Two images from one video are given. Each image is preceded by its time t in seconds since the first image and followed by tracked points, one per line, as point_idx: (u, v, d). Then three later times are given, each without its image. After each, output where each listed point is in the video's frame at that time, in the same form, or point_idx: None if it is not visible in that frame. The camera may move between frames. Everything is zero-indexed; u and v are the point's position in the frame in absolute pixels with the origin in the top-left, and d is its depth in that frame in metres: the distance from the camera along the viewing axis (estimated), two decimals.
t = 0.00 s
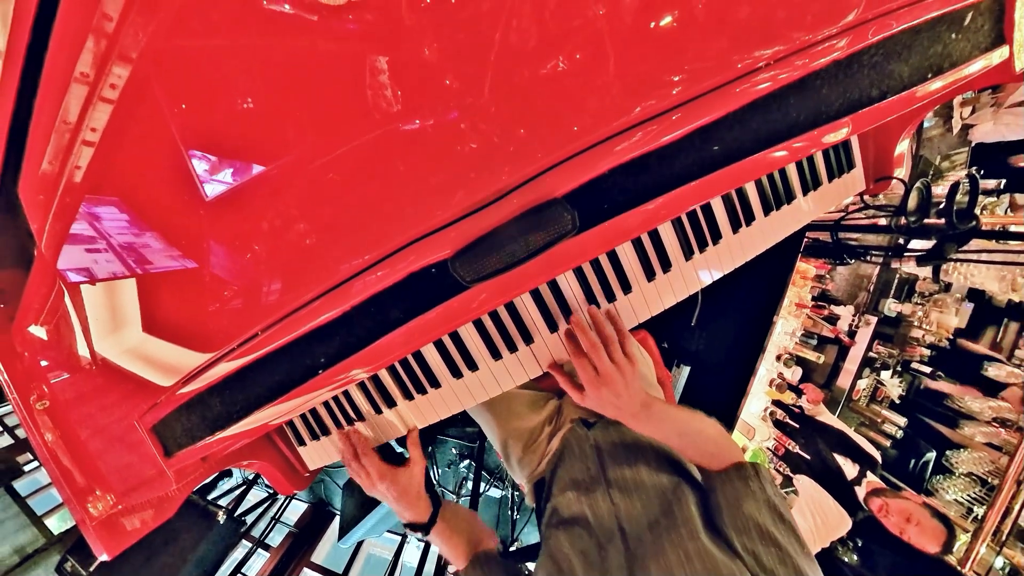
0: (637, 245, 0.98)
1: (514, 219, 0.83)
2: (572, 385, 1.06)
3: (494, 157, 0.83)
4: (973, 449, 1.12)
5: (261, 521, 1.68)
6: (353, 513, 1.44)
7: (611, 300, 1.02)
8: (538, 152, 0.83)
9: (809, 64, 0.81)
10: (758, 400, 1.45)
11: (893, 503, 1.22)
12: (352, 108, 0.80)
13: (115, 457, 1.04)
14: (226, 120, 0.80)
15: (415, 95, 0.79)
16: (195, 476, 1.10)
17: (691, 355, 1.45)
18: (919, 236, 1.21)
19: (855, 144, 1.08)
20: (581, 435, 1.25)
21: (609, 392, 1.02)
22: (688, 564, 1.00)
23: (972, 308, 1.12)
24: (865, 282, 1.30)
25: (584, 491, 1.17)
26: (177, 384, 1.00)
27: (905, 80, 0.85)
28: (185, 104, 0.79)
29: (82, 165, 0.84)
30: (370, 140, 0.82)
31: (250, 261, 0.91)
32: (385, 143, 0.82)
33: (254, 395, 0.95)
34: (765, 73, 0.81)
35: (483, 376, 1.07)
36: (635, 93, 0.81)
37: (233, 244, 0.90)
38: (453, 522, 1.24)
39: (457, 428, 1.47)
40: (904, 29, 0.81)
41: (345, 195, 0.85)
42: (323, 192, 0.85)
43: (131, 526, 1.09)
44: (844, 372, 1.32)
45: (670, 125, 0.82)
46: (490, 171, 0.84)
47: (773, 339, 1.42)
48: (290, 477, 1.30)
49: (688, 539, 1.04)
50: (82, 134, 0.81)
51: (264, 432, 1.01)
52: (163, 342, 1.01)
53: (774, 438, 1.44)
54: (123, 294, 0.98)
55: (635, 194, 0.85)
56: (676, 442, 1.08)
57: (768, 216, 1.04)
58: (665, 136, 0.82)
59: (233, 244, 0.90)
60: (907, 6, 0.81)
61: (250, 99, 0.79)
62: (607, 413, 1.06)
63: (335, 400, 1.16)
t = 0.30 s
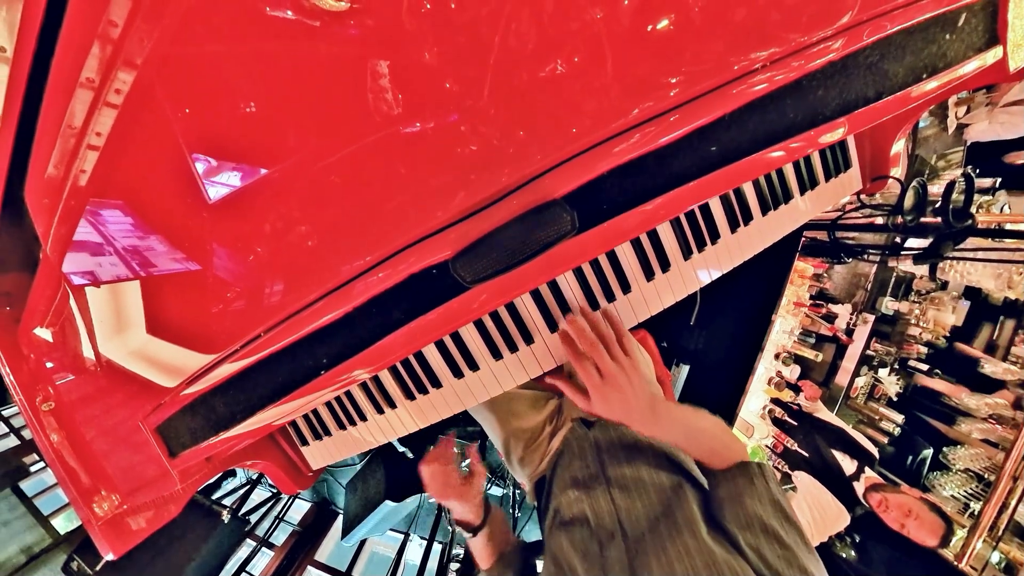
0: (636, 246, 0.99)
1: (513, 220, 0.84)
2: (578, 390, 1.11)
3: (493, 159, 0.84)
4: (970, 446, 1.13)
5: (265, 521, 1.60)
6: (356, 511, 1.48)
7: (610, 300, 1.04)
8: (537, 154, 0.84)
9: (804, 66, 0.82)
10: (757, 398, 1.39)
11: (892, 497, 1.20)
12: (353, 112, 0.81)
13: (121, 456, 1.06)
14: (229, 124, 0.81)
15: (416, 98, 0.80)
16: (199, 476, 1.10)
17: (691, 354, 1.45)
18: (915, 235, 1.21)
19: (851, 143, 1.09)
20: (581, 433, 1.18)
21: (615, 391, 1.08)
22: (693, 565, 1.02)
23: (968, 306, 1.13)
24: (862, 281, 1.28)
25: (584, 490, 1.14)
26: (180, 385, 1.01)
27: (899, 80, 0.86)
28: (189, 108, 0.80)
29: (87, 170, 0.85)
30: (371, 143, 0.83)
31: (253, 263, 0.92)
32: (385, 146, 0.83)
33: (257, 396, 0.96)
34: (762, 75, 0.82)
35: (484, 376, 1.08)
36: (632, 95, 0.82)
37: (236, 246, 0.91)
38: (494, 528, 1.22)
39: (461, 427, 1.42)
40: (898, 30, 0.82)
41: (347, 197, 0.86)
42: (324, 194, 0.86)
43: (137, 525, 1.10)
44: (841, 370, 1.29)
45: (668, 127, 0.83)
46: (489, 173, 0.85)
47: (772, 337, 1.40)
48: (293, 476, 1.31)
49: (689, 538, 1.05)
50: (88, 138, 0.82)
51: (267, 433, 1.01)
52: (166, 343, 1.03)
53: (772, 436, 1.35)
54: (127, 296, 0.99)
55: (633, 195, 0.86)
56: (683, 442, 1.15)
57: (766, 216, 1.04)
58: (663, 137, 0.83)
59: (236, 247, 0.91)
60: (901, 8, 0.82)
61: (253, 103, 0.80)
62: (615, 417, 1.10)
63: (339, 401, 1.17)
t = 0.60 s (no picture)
0: (636, 246, 0.99)
1: (512, 222, 0.84)
2: (574, 373, 1.05)
3: (493, 161, 0.85)
4: (971, 440, 1.12)
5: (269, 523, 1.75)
6: (361, 514, 1.50)
7: (611, 299, 1.04)
8: (536, 156, 0.85)
9: (800, 65, 0.82)
10: (758, 396, 1.55)
11: (893, 492, 1.20)
12: (353, 116, 0.82)
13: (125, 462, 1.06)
14: (231, 130, 0.82)
15: (415, 102, 0.81)
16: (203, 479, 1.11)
17: (694, 353, 1.58)
18: (913, 231, 1.24)
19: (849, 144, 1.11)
20: (586, 437, 1.28)
21: (608, 372, 1.02)
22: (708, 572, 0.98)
23: (967, 301, 1.14)
24: (862, 277, 1.35)
25: (592, 499, 1.17)
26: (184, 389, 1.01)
27: (896, 77, 0.86)
28: (192, 115, 0.81)
29: (92, 176, 0.85)
30: (372, 147, 0.84)
31: (255, 267, 0.93)
32: (386, 150, 0.84)
33: (259, 399, 0.96)
34: (758, 74, 0.82)
35: (486, 377, 1.08)
36: (630, 96, 0.82)
37: (239, 251, 0.92)
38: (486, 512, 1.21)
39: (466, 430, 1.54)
40: (893, 28, 0.83)
41: (348, 202, 0.87)
42: (326, 198, 0.87)
43: (142, 529, 1.12)
44: (841, 366, 1.38)
45: (665, 127, 0.83)
46: (489, 175, 0.85)
47: (772, 334, 1.51)
48: (297, 479, 1.32)
49: (701, 543, 1.03)
50: (92, 145, 0.82)
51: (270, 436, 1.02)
52: (170, 347, 1.05)
53: (773, 432, 1.51)
54: (130, 301, 1.00)
55: (632, 195, 0.86)
56: (685, 436, 1.08)
57: (764, 214, 1.05)
58: (661, 137, 0.83)
59: (239, 250, 0.92)
60: (896, 5, 0.82)
61: (255, 109, 0.81)
62: (611, 400, 1.04)
63: (342, 404, 1.17)
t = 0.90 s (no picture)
0: (637, 239, 0.99)
1: (511, 228, 0.84)
2: (589, 379, 1.05)
3: (487, 169, 0.85)
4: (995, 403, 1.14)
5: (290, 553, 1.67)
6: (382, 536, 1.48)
7: (616, 295, 1.03)
8: (529, 160, 0.84)
9: (786, 40, 0.82)
10: (774, 379, 1.45)
11: (918, 462, 1.21)
12: (346, 139, 0.83)
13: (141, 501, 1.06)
14: (228, 162, 0.83)
15: (406, 120, 0.82)
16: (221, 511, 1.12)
17: (703, 342, 1.47)
18: (919, 197, 1.24)
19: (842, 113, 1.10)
20: (610, 441, 1.27)
21: (626, 378, 1.03)
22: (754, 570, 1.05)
23: (981, 263, 1.16)
24: (868, 249, 1.35)
25: (627, 507, 1.21)
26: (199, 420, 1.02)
27: (887, 42, 0.85)
28: (194, 153, 0.83)
29: (101, 220, 0.87)
30: (367, 168, 0.84)
31: (261, 294, 0.93)
32: (381, 168, 0.84)
33: (273, 427, 0.96)
34: (744, 55, 0.82)
35: (499, 385, 1.07)
36: (617, 92, 0.82)
37: (244, 281, 0.92)
38: (495, 526, 1.23)
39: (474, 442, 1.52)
40: None
41: (347, 223, 0.87)
42: (325, 221, 0.87)
43: (161, 569, 1.07)
44: (858, 341, 1.36)
45: (654, 119, 0.82)
46: (485, 184, 0.85)
47: (784, 315, 1.44)
48: (316, 505, 1.32)
49: (741, 541, 1.10)
50: (101, 190, 0.84)
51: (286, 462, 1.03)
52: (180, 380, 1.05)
53: (793, 415, 1.42)
54: (141, 338, 1.02)
55: (629, 190, 0.85)
56: (711, 433, 1.11)
57: (764, 195, 1.04)
58: (651, 130, 0.83)
59: (243, 280, 0.92)
60: None
61: (253, 141, 0.82)
62: (628, 405, 1.06)
63: (356, 425, 1.17)
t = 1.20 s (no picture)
0: (636, 230, 0.98)
1: (512, 235, 0.84)
2: (575, 357, 1.02)
3: (479, 183, 0.85)
4: None
5: None
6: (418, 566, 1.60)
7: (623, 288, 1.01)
8: (519, 167, 0.84)
9: (760, 10, 0.82)
10: (795, 352, 1.59)
11: (949, 419, 1.32)
12: (340, 171, 0.84)
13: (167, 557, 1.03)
14: (230, 205, 0.85)
15: (395, 145, 0.83)
16: (248, 560, 1.11)
17: (718, 324, 1.57)
18: (919, 145, 1.34)
19: (830, 74, 1.08)
20: (638, 438, 1.29)
21: (612, 353, 0.98)
22: (806, 556, 1.04)
23: (991, 204, 1.23)
24: (874, 207, 1.44)
25: (666, 504, 1.21)
26: (219, 466, 1.03)
27: None
28: (199, 203, 0.85)
29: (114, 276, 0.91)
30: (363, 197, 0.85)
31: (272, 331, 0.93)
32: (376, 196, 0.85)
33: (300, 460, 0.96)
34: (719, 31, 0.82)
35: (518, 394, 1.07)
36: (598, 87, 0.82)
37: (255, 320, 0.93)
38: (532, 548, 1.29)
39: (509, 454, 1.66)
40: None
41: (348, 255, 0.87)
42: (328, 253, 0.87)
43: None
44: (874, 302, 1.45)
45: (638, 109, 0.82)
46: (479, 198, 0.85)
47: (796, 287, 1.57)
48: (345, 542, 1.34)
49: (789, 528, 1.08)
50: (113, 248, 0.88)
51: (308, 501, 1.07)
52: (201, 426, 1.04)
53: (819, 385, 1.56)
54: (161, 387, 1.02)
55: (623, 182, 0.85)
56: (712, 409, 1.09)
57: (759, 167, 1.03)
58: (635, 120, 0.82)
59: (255, 319, 0.93)
60: None
61: (253, 184, 0.84)
62: (618, 382, 1.01)
63: (378, 453, 1.18)
